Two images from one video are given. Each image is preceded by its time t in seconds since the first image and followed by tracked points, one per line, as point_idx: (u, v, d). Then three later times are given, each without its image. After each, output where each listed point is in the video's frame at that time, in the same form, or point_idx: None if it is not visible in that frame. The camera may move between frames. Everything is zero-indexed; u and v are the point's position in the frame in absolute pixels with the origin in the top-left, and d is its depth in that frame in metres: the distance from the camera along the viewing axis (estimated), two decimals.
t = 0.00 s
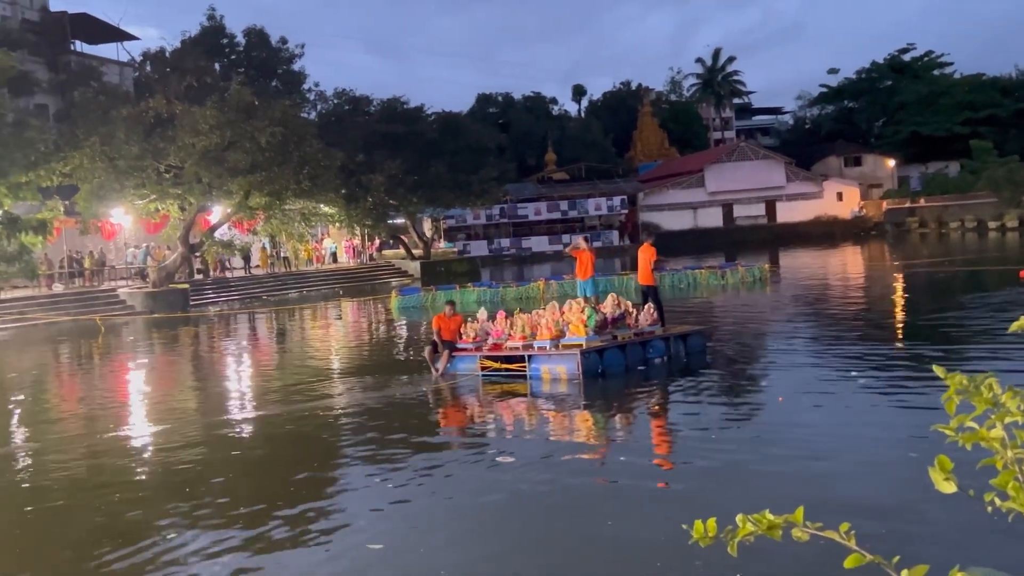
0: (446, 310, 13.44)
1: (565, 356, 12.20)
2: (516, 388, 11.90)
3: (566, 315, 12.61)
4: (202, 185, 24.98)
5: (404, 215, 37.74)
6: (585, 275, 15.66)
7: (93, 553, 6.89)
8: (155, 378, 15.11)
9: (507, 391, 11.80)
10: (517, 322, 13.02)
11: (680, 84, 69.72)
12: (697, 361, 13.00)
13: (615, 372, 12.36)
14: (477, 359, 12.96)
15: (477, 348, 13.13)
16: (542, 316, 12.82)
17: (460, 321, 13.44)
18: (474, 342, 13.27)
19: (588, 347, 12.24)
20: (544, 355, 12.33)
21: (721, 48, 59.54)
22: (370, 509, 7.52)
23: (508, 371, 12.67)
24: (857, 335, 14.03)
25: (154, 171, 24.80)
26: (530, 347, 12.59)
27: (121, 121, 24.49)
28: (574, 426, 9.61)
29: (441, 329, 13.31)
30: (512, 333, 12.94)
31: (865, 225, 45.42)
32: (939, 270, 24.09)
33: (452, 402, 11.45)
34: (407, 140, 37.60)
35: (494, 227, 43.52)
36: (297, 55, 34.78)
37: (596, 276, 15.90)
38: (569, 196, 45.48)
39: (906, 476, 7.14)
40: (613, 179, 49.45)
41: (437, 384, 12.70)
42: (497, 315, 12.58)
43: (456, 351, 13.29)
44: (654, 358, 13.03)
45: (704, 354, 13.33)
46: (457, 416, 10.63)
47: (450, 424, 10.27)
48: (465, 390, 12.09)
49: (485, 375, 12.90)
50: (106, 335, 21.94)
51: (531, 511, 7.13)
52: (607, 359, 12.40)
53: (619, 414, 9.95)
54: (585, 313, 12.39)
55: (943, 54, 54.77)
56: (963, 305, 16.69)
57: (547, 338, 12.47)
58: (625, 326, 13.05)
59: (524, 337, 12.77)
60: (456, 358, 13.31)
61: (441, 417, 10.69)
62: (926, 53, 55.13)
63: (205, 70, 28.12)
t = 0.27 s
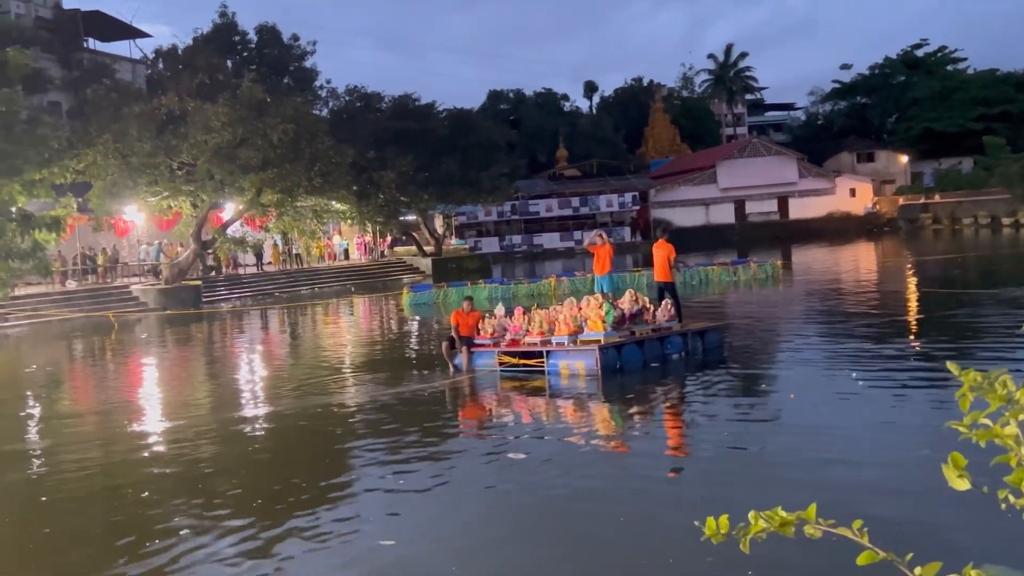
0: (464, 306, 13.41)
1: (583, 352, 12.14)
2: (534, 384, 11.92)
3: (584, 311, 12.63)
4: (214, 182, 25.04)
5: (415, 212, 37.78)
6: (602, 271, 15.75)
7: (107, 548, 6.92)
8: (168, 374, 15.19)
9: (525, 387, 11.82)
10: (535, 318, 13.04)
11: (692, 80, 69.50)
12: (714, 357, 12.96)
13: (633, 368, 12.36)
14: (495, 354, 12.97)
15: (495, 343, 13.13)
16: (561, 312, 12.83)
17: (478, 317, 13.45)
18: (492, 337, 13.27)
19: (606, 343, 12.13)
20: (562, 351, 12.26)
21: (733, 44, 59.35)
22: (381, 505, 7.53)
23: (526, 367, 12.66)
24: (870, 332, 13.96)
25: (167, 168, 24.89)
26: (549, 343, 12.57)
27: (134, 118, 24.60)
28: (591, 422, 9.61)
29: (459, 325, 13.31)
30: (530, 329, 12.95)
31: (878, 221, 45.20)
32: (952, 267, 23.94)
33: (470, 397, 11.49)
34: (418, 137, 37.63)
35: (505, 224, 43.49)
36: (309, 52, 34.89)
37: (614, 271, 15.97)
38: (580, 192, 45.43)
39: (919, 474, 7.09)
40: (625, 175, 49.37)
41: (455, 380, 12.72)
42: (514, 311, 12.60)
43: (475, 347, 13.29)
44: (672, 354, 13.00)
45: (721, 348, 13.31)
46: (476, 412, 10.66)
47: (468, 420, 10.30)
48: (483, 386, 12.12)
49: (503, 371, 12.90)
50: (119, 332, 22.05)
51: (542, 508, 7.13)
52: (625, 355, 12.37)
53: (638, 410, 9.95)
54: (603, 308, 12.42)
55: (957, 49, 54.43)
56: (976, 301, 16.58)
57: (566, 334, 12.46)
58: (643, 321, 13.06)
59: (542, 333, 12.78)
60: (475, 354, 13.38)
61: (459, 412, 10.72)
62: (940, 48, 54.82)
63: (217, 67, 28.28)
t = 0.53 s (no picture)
0: (478, 302, 13.39)
1: (598, 348, 12.21)
2: (548, 380, 11.93)
3: (598, 308, 12.69)
4: (223, 179, 25.08)
5: (423, 209, 37.80)
6: (616, 268, 15.87)
7: (114, 544, 6.95)
8: (176, 370, 15.26)
9: (539, 383, 11.84)
10: (549, 314, 13.11)
11: (700, 77, 69.36)
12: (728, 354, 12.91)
13: (647, 365, 12.33)
14: (509, 351, 13.01)
15: (508, 340, 13.18)
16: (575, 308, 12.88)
17: (492, 313, 13.45)
18: (505, 334, 13.29)
19: (620, 339, 12.23)
20: (577, 347, 12.34)
21: (742, 42, 59.21)
22: (388, 502, 7.55)
23: (540, 363, 12.72)
24: (878, 330, 13.94)
25: (175, 165, 24.93)
26: (563, 340, 12.61)
27: (143, 115, 24.65)
28: (604, 419, 9.63)
29: (472, 321, 13.28)
30: (544, 326, 13.00)
31: (887, 219, 44.93)
32: (961, 265, 23.84)
33: (484, 393, 11.51)
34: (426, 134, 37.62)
35: (513, 222, 43.28)
36: (317, 49, 34.89)
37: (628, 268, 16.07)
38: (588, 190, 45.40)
39: (927, 472, 7.07)
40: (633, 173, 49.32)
41: (469, 376, 12.74)
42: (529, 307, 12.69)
43: (489, 343, 13.32)
44: (686, 351, 12.97)
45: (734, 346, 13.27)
46: (489, 408, 10.67)
47: (483, 415, 10.33)
48: (497, 382, 12.14)
49: (516, 367, 12.94)
50: (127, 329, 22.12)
51: (549, 505, 7.12)
52: (639, 352, 12.37)
53: (652, 406, 9.96)
54: (617, 305, 12.49)
55: (967, 46, 54.16)
56: (985, 300, 16.51)
57: (580, 331, 12.51)
58: (656, 318, 13.10)
59: (556, 330, 12.83)
60: (489, 350, 13.36)
61: (473, 408, 10.73)
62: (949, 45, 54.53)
63: (225, 65, 28.34)
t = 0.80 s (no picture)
0: (489, 300, 13.48)
1: (608, 346, 12.24)
2: (559, 378, 11.96)
3: (609, 306, 12.60)
4: (227, 177, 25.08)
5: (427, 207, 37.81)
6: (626, 267, 15.93)
7: (118, 542, 6.94)
8: (180, 368, 15.30)
9: (550, 380, 11.89)
10: (559, 312, 13.07)
11: (705, 76, 69.29)
12: (738, 352, 12.96)
13: (658, 363, 12.39)
14: (519, 349, 13.08)
15: (519, 338, 13.24)
16: (586, 306, 12.82)
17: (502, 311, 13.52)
18: (516, 332, 13.34)
19: (631, 337, 12.24)
20: (588, 345, 12.38)
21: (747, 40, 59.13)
22: (391, 500, 7.54)
23: (551, 361, 12.74)
24: (882, 329, 13.92)
25: (179, 162, 24.94)
26: (574, 337, 12.65)
27: (148, 112, 24.66)
28: (615, 418, 9.57)
29: (483, 319, 13.33)
30: (554, 324, 12.99)
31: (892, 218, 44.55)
32: (965, 265, 23.81)
33: (494, 391, 11.54)
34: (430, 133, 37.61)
35: (517, 220, 43.34)
36: (322, 47, 34.89)
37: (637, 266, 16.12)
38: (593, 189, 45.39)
39: (932, 471, 7.05)
40: (637, 172, 49.27)
41: (480, 373, 12.80)
42: (540, 305, 12.65)
43: (500, 341, 13.40)
44: (696, 349, 13.01)
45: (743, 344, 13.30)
46: (498, 406, 10.69)
47: (493, 413, 10.32)
48: (507, 379, 12.19)
49: (527, 364, 12.99)
50: (131, 326, 22.14)
51: (552, 504, 7.11)
52: (650, 350, 12.42)
53: (662, 404, 9.98)
54: (628, 304, 12.39)
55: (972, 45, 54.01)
56: (990, 299, 16.49)
57: (590, 329, 12.50)
58: (667, 317, 13.02)
59: (567, 328, 12.82)
60: (500, 348, 13.46)
61: (483, 405, 10.77)
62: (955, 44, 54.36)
63: (230, 63, 28.40)
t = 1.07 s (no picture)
0: (494, 300, 13.55)
1: (615, 346, 12.26)
2: (565, 377, 12.01)
3: (616, 306, 12.56)
4: (228, 176, 25.08)
5: (427, 207, 37.81)
6: (631, 267, 15.97)
7: (119, 540, 6.97)
8: (180, 367, 15.31)
9: (556, 380, 11.93)
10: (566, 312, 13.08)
11: (706, 77, 69.33)
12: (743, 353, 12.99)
13: (664, 363, 12.40)
14: (526, 348, 13.11)
15: (525, 337, 13.24)
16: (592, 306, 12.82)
17: (509, 311, 13.56)
18: (522, 331, 13.34)
19: (638, 337, 12.21)
20: (594, 344, 12.41)
21: (748, 42, 59.15)
22: (391, 499, 7.55)
23: (557, 361, 12.75)
24: (882, 331, 13.94)
25: (180, 162, 24.93)
26: (580, 337, 12.67)
27: (148, 112, 24.64)
28: (622, 418, 9.55)
29: (489, 320, 13.48)
30: (561, 323, 12.99)
31: (891, 220, 44.50)
32: (964, 267, 23.83)
33: (500, 390, 11.57)
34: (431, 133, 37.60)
35: (517, 221, 43.39)
36: (323, 47, 34.87)
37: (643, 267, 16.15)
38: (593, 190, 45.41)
39: (931, 474, 7.05)
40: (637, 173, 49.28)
41: (486, 372, 12.85)
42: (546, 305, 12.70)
43: (506, 341, 13.44)
44: (702, 349, 13.03)
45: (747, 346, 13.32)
46: (504, 405, 10.72)
47: (499, 413, 10.34)
48: (513, 378, 12.23)
49: (533, 364, 13.00)
50: (131, 325, 22.14)
51: (552, 505, 7.11)
52: (656, 350, 12.43)
53: (668, 404, 10.01)
54: (635, 304, 12.36)
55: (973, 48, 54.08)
56: (989, 302, 16.51)
57: (597, 329, 12.49)
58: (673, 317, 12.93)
59: (573, 328, 12.83)
60: (506, 347, 13.49)
61: (489, 405, 10.79)
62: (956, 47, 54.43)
63: (231, 62, 28.40)
